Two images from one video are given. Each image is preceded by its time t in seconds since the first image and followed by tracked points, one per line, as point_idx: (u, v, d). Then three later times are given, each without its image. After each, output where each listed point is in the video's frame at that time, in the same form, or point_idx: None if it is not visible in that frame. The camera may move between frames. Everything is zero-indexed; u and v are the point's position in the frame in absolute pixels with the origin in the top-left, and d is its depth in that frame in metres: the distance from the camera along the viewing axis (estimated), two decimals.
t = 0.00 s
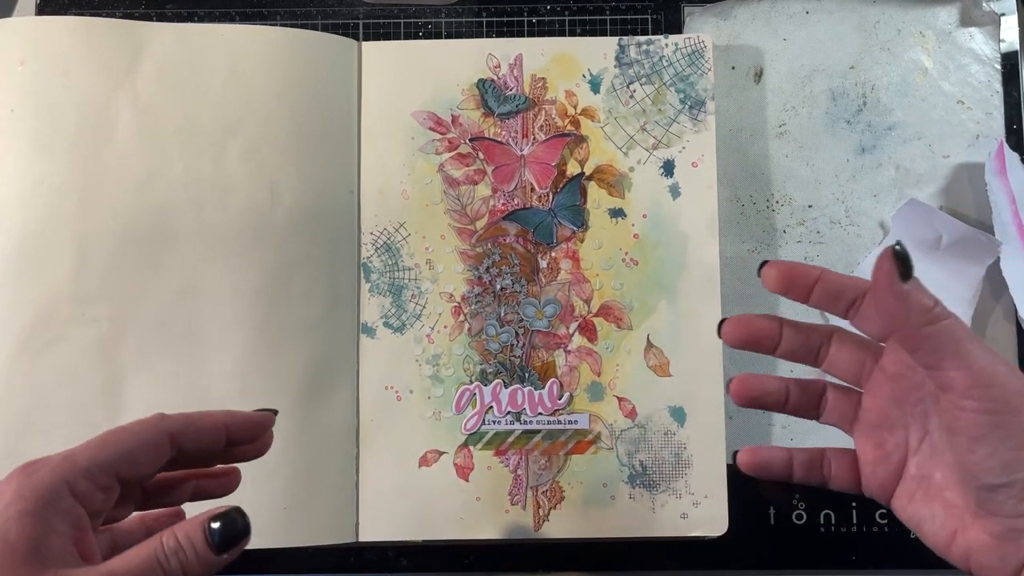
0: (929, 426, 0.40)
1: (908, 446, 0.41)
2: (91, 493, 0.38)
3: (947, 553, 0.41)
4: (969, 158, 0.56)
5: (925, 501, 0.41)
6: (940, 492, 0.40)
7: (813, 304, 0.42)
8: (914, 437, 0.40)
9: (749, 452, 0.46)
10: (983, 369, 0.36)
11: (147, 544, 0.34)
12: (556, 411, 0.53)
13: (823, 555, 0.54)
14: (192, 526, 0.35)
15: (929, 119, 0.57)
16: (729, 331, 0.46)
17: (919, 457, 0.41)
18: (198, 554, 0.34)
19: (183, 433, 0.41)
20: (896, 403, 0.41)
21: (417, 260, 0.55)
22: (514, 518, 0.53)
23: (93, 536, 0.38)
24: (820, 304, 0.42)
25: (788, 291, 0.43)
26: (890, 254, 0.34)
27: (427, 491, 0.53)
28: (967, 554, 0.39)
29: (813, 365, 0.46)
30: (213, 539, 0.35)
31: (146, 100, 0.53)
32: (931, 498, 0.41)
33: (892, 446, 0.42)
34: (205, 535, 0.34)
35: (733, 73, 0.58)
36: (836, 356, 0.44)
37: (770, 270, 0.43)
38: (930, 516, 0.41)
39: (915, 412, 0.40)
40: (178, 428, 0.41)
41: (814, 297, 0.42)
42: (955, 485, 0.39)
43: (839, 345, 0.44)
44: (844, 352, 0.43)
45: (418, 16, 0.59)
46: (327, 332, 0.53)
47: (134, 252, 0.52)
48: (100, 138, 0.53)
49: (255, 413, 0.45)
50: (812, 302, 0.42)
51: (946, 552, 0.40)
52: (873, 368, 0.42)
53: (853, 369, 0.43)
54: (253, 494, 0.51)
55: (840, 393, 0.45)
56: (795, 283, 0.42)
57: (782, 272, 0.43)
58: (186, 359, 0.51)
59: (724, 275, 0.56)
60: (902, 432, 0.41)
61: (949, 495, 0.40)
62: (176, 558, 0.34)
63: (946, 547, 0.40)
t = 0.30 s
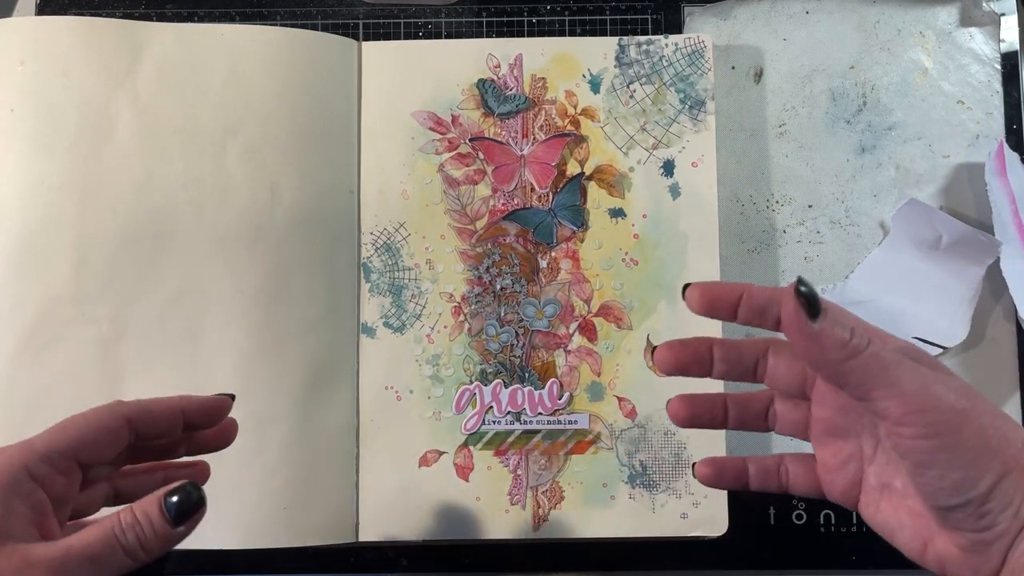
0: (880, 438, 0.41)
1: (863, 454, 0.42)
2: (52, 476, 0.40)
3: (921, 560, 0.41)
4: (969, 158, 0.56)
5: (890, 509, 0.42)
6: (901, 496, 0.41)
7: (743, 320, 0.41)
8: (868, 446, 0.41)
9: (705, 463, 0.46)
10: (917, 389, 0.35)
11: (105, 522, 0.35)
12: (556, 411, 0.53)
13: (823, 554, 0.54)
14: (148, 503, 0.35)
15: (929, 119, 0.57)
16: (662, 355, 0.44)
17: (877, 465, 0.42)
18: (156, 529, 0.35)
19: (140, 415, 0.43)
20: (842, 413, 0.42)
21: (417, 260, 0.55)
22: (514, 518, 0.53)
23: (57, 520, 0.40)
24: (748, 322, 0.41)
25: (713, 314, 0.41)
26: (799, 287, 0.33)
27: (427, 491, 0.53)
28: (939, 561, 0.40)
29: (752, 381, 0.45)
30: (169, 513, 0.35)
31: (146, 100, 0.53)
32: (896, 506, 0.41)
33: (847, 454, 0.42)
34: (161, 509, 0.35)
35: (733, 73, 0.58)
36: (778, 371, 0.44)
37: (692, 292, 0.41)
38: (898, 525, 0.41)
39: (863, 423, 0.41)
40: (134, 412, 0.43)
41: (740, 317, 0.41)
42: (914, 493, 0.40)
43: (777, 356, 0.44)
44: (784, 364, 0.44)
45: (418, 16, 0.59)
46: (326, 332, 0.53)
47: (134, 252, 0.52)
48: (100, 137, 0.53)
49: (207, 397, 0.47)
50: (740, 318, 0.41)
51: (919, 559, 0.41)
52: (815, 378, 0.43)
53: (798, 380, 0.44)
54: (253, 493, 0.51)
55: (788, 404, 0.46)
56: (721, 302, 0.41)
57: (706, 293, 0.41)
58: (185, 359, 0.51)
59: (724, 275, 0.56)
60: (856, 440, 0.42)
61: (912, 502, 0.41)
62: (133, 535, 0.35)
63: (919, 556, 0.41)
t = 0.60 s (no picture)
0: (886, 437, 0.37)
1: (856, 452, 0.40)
2: (27, 472, 0.45)
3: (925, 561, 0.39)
4: (969, 158, 0.56)
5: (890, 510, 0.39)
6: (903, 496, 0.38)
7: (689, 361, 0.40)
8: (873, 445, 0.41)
9: (678, 463, 0.43)
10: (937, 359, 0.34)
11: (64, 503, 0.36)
12: (556, 411, 0.53)
13: (823, 554, 0.54)
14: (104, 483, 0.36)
15: (929, 119, 0.57)
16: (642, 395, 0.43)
17: (874, 465, 0.39)
18: (113, 498, 0.36)
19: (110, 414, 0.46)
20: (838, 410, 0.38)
21: (417, 260, 0.55)
22: (514, 518, 0.53)
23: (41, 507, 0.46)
24: (731, 308, 0.39)
25: (659, 355, 0.40)
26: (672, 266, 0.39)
27: (427, 491, 0.53)
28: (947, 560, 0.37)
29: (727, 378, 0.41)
30: (123, 481, 0.36)
31: (146, 100, 0.53)
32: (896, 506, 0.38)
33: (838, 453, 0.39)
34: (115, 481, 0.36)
35: (733, 73, 0.58)
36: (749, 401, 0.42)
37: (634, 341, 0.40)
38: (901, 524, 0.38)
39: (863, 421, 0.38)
40: (94, 408, 0.45)
41: (725, 301, 0.38)
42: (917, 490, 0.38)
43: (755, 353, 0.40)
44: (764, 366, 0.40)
45: (418, 16, 0.59)
46: (326, 333, 0.53)
47: (134, 252, 0.52)
48: (100, 137, 0.53)
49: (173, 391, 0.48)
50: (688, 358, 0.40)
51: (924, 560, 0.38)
52: (799, 377, 0.39)
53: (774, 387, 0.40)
54: (252, 494, 0.51)
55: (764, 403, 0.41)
56: (661, 347, 0.40)
57: (644, 342, 0.40)
58: (185, 359, 0.51)
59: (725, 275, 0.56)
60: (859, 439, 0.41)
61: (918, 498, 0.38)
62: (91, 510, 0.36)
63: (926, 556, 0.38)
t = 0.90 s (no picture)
0: (891, 412, 0.45)
1: (873, 437, 0.45)
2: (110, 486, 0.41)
3: (918, 531, 0.43)
4: (970, 158, 0.56)
5: (893, 484, 0.44)
6: (908, 474, 0.44)
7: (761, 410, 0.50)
8: (880, 426, 0.45)
9: (722, 430, 0.49)
10: (965, 323, 0.40)
11: (62, 463, 0.37)
12: (556, 411, 0.53)
13: (823, 555, 0.54)
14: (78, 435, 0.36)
15: (929, 119, 0.57)
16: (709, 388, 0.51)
17: (884, 443, 0.45)
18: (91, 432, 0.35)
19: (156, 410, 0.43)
20: (861, 395, 0.46)
21: (416, 260, 0.55)
22: (514, 518, 0.53)
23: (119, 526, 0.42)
24: (795, 309, 0.49)
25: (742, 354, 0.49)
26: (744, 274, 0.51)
27: (427, 491, 0.52)
28: (939, 526, 0.42)
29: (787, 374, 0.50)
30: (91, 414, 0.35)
31: (146, 100, 0.53)
32: (898, 480, 0.44)
33: (857, 435, 0.46)
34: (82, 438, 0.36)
35: (733, 73, 0.58)
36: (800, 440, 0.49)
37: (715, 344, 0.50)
38: (898, 496, 0.44)
39: (879, 404, 0.45)
40: (180, 416, 0.43)
41: (788, 304, 0.49)
42: (918, 466, 0.43)
43: (810, 346, 0.49)
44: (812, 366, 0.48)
45: (418, 16, 0.59)
46: (326, 332, 0.53)
47: (134, 252, 0.52)
48: (101, 137, 0.53)
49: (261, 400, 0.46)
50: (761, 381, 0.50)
51: (918, 528, 0.43)
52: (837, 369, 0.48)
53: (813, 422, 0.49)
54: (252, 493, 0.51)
55: (811, 393, 0.49)
56: (742, 393, 0.49)
57: (726, 386, 0.50)
58: (185, 360, 0.51)
59: (725, 274, 0.56)
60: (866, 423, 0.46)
61: (917, 473, 0.43)
62: (83, 452, 0.36)
63: (916, 526, 0.43)
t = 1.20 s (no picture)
0: (904, 385, 0.41)
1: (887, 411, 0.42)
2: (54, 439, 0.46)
3: (939, 514, 0.42)
4: (970, 158, 0.56)
5: (912, 464, 0.42)
6: (926, 457, 0.41)
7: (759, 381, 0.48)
8: (894, 400, 0.42)
9: (724, 420, 0.49)
10: (968, 312, 0.37)
11: (19, 419, 0.41)
12: (556, 411, 0.53)
13: (823, 555, 0.54)
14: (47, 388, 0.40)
15: (929, 119, 0.57)
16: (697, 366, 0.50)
17: (899, 419, 0.42)
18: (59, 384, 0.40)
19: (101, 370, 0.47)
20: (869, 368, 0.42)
21: (417, 260, 0.55)
22: (514, 518, 0.53)
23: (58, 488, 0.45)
24: (784, 277, 0.46)
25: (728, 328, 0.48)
26: (723, 245, 0.48)
27: (427, 491, 0.53)
28: (961, 513, 0.41)
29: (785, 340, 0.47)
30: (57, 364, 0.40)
31: (146, 100, 0.53)
32: (916, 461, 0.42)
33: (868, 411, 0.43)
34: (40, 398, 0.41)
35: (733, 73, 0.58)
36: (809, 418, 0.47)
37: (694, 318, 0.48)
38: (918, 479, 0.42)
39: (887, 375, 0.41)
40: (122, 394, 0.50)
41: (775, 273, 0.46)
42: (939, 442, 0.41)
43: (807, 313, 0.46)
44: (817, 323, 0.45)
45: (418, 16, 0.59)
46: (326, 332, 0.53)
47: (134, 252, 0.52)
48: (101, 137, 0.53)
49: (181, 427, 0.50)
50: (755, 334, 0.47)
51: (939, 514, 0.42)
52: (840, 337, 0.44)
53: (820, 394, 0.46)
54: (253, 493, 0.51)
55: (812, 362, 0.46)
56: (731, 370, 0.49)
57: (716, 363, 0.49)
58: (185, 360, 0.51)
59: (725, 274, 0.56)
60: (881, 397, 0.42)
61: (935, 454, 0.41)
62: (44, 405, 0.41)
63: (937, 510, 0.42)
